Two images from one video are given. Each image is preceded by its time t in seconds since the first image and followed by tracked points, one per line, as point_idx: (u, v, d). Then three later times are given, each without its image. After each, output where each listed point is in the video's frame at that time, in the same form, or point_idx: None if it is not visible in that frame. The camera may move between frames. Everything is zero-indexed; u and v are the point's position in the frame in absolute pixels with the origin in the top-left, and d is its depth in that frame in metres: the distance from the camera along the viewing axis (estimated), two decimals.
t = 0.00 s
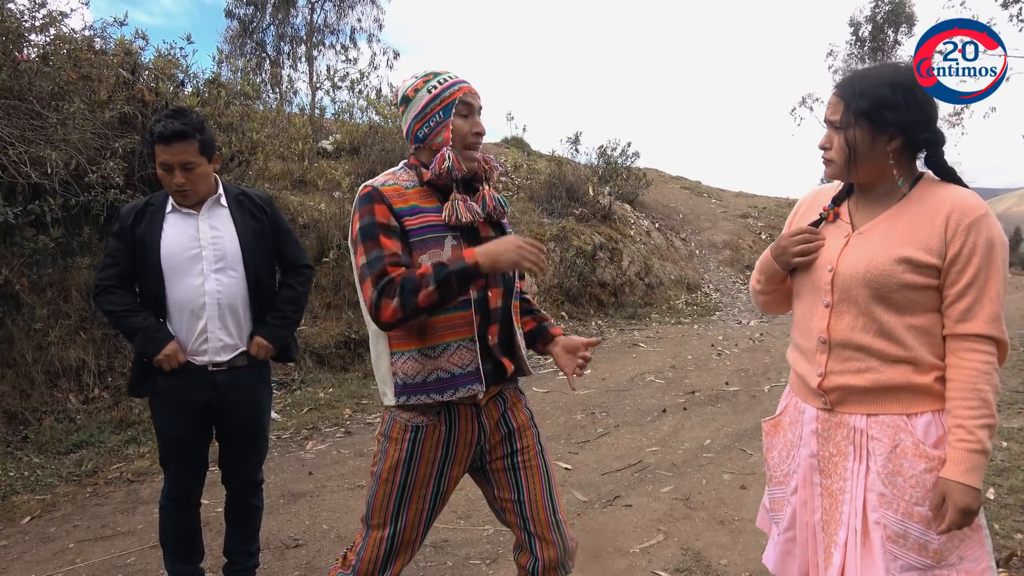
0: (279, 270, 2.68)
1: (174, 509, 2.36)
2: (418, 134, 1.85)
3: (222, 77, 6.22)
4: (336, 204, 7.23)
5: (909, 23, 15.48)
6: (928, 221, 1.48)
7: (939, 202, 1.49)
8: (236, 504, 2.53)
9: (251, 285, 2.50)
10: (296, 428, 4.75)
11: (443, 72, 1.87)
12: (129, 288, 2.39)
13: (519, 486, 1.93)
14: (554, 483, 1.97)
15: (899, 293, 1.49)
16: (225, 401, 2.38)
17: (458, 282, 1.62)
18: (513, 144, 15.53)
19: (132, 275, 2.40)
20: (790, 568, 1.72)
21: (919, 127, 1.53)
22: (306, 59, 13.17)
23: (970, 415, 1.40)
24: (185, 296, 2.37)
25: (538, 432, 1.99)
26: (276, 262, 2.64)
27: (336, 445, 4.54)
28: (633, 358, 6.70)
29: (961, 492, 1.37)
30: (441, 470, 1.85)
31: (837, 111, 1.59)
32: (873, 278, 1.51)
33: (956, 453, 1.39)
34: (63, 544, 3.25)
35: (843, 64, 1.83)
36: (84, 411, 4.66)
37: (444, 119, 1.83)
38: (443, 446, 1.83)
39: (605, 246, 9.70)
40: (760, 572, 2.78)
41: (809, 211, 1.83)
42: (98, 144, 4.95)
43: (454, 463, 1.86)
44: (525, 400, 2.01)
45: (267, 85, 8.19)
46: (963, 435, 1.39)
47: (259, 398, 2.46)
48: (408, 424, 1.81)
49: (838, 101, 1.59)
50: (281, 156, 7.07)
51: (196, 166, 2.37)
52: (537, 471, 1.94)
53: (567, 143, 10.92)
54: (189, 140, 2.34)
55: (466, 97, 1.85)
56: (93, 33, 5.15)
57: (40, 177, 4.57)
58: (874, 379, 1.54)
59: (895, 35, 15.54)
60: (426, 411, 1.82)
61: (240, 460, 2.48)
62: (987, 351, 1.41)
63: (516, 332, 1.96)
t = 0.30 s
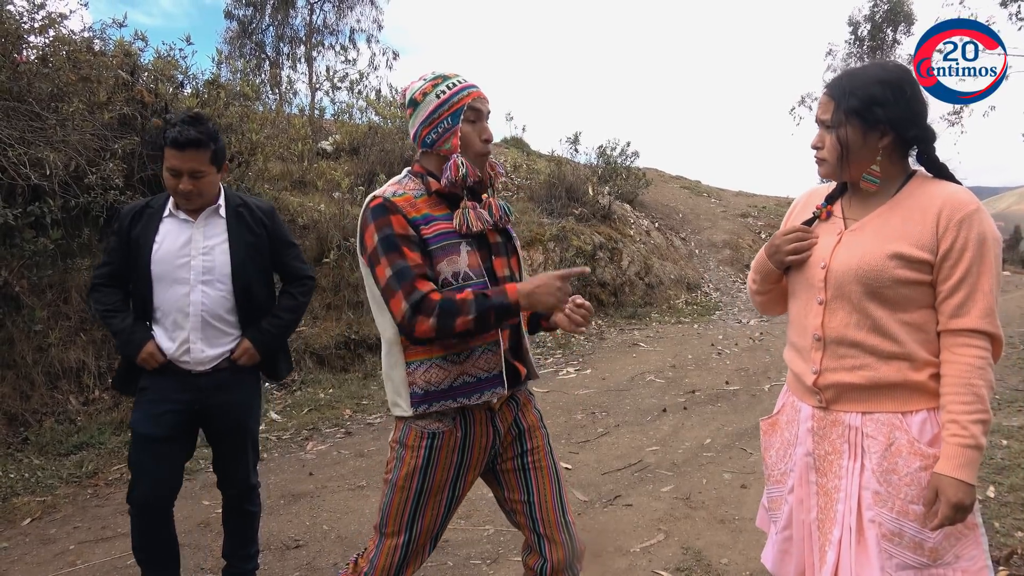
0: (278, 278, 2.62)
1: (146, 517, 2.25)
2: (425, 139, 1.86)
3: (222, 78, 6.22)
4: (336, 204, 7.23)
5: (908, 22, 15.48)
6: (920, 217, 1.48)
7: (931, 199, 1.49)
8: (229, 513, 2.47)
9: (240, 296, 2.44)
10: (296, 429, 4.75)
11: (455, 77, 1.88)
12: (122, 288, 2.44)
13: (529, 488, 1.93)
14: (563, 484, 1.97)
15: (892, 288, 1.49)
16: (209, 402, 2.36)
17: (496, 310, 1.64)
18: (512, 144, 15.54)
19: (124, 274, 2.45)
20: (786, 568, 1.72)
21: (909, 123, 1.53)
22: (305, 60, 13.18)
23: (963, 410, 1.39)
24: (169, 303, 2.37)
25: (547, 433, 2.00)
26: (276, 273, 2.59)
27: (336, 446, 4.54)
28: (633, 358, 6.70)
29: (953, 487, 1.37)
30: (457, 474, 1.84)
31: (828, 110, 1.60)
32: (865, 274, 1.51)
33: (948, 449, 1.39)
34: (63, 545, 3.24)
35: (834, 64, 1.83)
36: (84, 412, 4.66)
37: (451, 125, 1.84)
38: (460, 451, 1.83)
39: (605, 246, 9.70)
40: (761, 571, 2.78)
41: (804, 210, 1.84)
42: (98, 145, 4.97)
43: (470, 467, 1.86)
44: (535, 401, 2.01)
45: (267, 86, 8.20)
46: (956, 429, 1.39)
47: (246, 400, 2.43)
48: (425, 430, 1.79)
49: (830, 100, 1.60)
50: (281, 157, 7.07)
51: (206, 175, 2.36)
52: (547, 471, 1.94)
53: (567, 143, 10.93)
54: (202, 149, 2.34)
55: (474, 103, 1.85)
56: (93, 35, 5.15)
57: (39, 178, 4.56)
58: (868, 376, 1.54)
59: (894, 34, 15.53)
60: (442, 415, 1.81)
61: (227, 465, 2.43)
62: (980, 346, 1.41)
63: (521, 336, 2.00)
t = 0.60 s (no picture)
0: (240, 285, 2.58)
1: (107, 537, 2.22)
2: (434, 143, 1.85)
3: (221, 79, 6.22)
4: (336, 205, 7.24)
5: (907, 21, 15.48)
6: (920, 214, 1.48)
7: (931, 195, 1.49)
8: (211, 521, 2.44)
9: (201, 301, 2.39)
10: (297, 429, 4.76)
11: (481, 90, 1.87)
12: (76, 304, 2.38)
13: (532, 492, 1.93)
14: (567, 488, 1.97)
15: (892, 285, 1.48)
16: (175, 418, 2.30)
17: (480, 361, 1.68)
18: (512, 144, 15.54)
19: (78, 290, 2.39)
20: (790, 568, 1.72)
21: (911, 118, 1.54)
22: (305, 61, 13.18)
23: (961, 407, 1.39)
24: (128, 313, 2.30)
25: (549, 438, 2.01)
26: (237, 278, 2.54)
27: (338, 446, 4.54)
28: (634, 358, 6.70)
29: (950, 483, 1.36)
30: (458, 478, 1.83)
31: (829, 109, 1.59)
32: (865, 271, 1.51)
33: (946, 445, 1.39)
34: (65, 547, 3.24)
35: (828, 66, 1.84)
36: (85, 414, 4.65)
37: (461, 137, 1.82)
38: (460, 455, 1.82)
39: (606, 246, 9.71)
40: (764, 570, 2.77)
41: (806, 207, 1.84)
42: (98, 147, 4.98)
43: (471, 471, 1.85)
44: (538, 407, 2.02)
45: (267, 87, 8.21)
46: (955, 426, 1.38)
47: (214, 413, 2.37)
48: (425, 433, 1.79)
49: (830, 100, 1.60)
50: (281, 158, 7.08)
51: (150, 176, 2.30)
52: (550, 475, 1.95)
53: (567, 143, 10.93)
54: (143, 148, 2.27)
55: (489, 123, 1.84)
56: (92, 36, 5.16)
57: (40, 180, 4.56)
58: (870, 374, 1.54)
59: (893, 33, 15.53)
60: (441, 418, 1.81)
61: (198, 476, 2.38)
62: (981, 343, 1.40)
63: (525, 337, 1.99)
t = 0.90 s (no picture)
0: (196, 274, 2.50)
1: (95, 540, 2.24)
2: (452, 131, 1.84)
3: (224, 79, 6.24)
4: (339, 205, 7.25)
5: (909, 21, 15.46)
6: (930, 214, 1.48)
7: (940, 196, 1.48)
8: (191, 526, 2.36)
9: (159, 296, 2.33)
10: (300, 429, 4.76)
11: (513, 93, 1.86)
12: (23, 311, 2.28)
13: (516, 487, 1.93)
14: (552, 484, 1.97)
15: (900, 285, 1.48)
16: (142, 421, 2.25)
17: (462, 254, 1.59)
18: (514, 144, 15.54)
19: (21, 297, 2.28)
20: (795, 569, 1.72)
21: (918, 115, 1.54)
22: (307, 61, 13.19)
23: (971, 408, 1.38)
24: (85, 316, 2.23)
25: (536, 434, 1.98)
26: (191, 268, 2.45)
27: (340, 446, 4.54)
28: (636, 358, 6.70)
29: (962, 483, 1.36)
30: (434, 468, 1.84)
31: (836, 110, 1.59)
32: (873, 270, 1.51)
33: (956, 446, 1.38)
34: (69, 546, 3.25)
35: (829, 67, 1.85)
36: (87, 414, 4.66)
37: (479, 130, 1.82)
38: (435, 444, 1.83)
39: (608, 247, 9.71)
40: (767, 571, 2.77)
41: (815, 207, 1.83)
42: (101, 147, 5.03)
43: (447, 461, 1.86)
44: (525, 403, 1.99)
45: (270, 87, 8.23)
46: (965, 428, 1.38)
47: (183, 412, 2.31)
48: (399, 421, 1.82)
49: (836, 100, 1.60)
50: (284, 158, 7.09)
51: (92, 169, 2.21)
52: (535, 472, 1.93)
53: (570, 144, 10.94)
54: (80, 138, 2.17)
55: (510, 123, 1.83)
56: (96, 37, 5.18)
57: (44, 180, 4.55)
58: (875, 374, 1.53)
59: (895, 34, 15.51)
60: (417, 406, 1.82)
61: (171, 480, 2.31)
62: (989, 345, 1.40)
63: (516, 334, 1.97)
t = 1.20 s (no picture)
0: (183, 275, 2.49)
1: (92, 543, 2.25)
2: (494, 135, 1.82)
3: (228, 79, 6.26)
4: (342, 205, 7.26)
5: (912, 21, 15.43)
6: (943, 216, 1.47)
7: (953, 198, 1.48)
8: (177, 533, 2.35)
9: (148, 296, 2.32)
10: (303, 429, 4.77)
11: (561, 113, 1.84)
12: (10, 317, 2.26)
13: (518, 485, 1.93)
14: (554, 481, 1.96)
15: (913, 286, 1.47)
16: (135, 424, 2.24)
17: (476, 303, 1.66)
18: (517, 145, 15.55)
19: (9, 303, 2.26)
20: (803, 570, 1.71)
21: (922, 111, 1.53)
22: (310, 61, 13.21)
23: (987, 411, 1.38)
24: (72, 319, 2.20)
25: (539, 432, 1.98)
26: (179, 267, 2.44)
27: (343, 446, 4.55)
28: (639, 359, 6.69)
29: (982, 487, 1.35)
30: (438, 464, 1.84)
31: (839, 111, 1.59)
32: (886, 271, 1.50)
33: (973, 450, 1.38)
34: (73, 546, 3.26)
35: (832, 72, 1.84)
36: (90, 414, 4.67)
37: (519, 143, 1.79)
38: (439, 441, 1.83)
39: (610, 247, 9.70)
40: (770, 572, 2.76)
41: (823, 208, 1.82)
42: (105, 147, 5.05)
43: (451, 458, 1.86)
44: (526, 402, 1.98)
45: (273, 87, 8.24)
46: (981, 431, 1.38)
47: (176, 416, 2.31)
48: (404, 416, 1.81)
49: (839, 102, 1.60)
50: (287, 158, 7.10)
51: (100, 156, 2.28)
52: (538, 471, 1.93)
53: (572, 144, 10.94)
54: (84, 126, 2.26)
55: (551, 142, 1.81)
56: (99, 37, 5.19)
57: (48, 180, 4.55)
58: (886, 375, 1.52)
59: (898, 34, 15.48)
60: (421, 401, 1.81)
61: (161, 486, 2.30)
62: (1003, 347, 1.40)
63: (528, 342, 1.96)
